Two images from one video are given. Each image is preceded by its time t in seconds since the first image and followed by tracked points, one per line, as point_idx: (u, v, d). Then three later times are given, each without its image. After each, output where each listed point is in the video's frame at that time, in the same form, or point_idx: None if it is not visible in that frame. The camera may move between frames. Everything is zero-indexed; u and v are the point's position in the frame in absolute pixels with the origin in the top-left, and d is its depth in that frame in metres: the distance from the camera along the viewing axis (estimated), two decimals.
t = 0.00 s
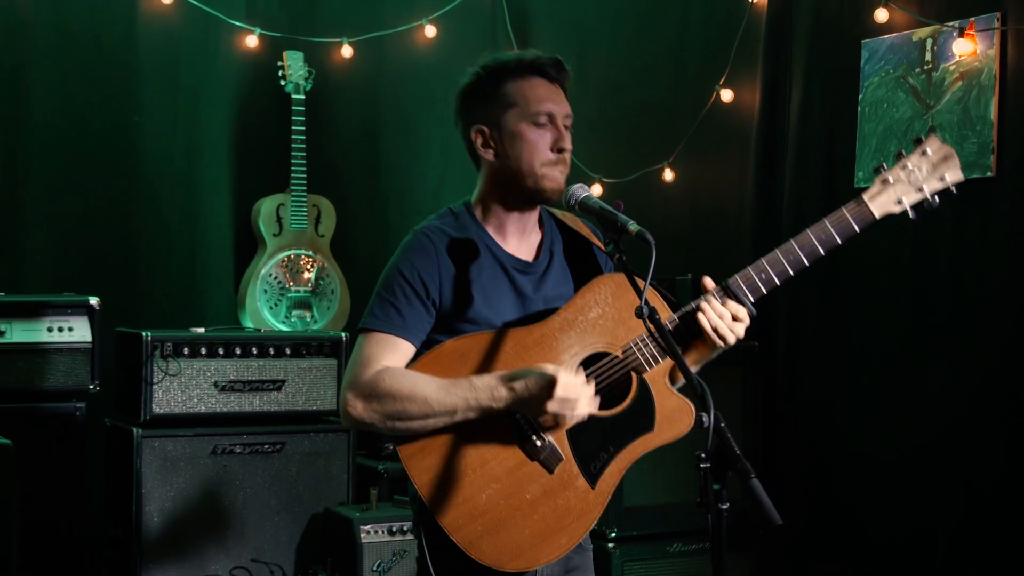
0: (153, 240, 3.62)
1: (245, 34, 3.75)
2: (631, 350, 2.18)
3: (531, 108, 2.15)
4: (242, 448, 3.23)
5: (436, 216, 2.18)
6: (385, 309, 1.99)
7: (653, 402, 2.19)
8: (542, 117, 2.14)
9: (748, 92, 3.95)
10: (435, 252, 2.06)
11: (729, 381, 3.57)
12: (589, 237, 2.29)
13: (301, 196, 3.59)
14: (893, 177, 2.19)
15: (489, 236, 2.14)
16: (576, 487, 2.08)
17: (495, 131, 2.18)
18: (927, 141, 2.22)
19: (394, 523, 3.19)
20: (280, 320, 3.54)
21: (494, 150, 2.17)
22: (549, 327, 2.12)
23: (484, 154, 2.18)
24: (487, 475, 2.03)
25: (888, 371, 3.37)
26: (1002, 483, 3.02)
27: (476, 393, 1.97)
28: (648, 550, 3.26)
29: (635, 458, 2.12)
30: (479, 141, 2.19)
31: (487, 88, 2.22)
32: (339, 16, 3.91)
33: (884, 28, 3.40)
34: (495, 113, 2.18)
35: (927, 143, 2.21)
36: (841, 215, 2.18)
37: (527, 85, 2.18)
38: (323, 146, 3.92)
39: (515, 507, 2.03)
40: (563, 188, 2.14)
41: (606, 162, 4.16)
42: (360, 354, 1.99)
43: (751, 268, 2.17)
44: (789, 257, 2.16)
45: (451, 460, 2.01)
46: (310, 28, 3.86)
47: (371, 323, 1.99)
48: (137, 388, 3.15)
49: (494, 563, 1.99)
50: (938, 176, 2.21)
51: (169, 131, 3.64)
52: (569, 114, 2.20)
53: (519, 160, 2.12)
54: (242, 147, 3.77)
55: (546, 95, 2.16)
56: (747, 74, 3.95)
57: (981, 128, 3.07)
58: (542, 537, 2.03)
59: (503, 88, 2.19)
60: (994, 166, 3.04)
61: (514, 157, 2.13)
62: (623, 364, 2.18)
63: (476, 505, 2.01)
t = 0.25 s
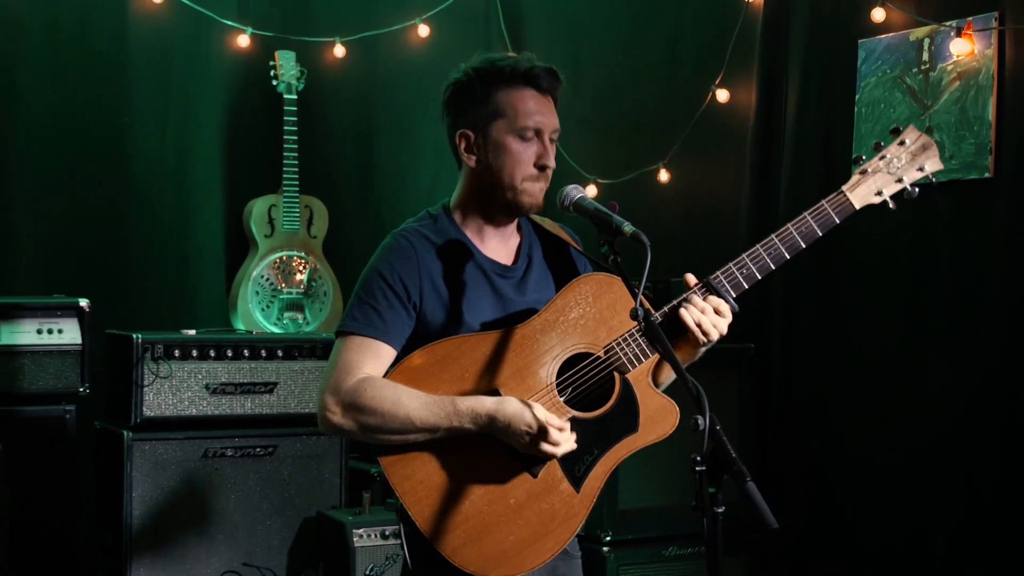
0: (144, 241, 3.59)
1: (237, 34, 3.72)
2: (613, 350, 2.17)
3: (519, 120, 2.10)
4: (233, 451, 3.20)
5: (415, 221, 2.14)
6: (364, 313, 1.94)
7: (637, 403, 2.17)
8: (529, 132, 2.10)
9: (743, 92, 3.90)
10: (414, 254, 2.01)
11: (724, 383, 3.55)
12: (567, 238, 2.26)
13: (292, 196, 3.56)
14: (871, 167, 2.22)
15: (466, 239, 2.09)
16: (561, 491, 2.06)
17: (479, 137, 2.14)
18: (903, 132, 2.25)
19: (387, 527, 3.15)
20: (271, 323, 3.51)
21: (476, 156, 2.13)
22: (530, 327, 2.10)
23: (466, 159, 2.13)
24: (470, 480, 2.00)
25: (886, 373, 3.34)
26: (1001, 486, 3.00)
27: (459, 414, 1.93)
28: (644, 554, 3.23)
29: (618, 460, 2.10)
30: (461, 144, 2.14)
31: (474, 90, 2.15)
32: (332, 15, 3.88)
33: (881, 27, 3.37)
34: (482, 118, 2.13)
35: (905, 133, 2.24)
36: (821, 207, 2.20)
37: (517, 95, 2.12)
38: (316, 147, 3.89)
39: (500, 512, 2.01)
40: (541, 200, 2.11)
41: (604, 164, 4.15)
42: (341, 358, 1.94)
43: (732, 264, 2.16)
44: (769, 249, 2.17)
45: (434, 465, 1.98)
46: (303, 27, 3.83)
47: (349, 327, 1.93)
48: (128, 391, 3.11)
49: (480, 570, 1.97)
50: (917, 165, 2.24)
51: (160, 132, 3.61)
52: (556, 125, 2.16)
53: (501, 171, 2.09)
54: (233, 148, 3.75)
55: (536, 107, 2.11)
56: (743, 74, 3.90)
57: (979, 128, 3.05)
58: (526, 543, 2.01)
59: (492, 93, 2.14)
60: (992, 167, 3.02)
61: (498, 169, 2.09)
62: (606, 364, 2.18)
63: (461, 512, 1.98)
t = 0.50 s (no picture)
0: (135, 242, 3.56)
1: (229, 33, 3.70)
2: (619, 377, 2.18)
3: (517, 143, 2.11)
4: (225, 454, 3.17)
5: (411, 231, 2.17)
6: (361, 329, 1.95)
7: (638, 431, 2.19)
8: (529, 152, 2.11)
9: (739, 92, 3.88)
10: (413, 270, 2.04)
11: (720, 383, 3.52)
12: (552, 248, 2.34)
13: (285, 196, 3.54)
14: (885, 214, 2.24)
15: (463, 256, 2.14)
16: (558, 515, 2.07)
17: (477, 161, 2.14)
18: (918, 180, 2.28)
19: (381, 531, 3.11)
20: (264, 324, 3.49)
21: (475, 181, 2.14)
22: (534, 351, 2.13)
23: (465, 183, 2.14)
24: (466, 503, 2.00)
25: (882, 375, 3.32)
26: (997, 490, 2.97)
27: (458, 439, 1.93)
28: (639, 557, 3.21)
29: (617, 487, 2.12)
30: (459, 169, 2.15)
31: (466, 114, 2.16)
32: (325, 15, 3.86)
33: (878, 27, 3.35)
34: (478, 142, 2.14)
35: (919, 183, 2.26)
36: (832, 250, 2.23)
37: (512, 117, 2.12)
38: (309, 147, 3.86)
39: (494, 534, 2.01)
40: (547, 220, 2.14)
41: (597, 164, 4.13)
42: (335, 377, 1.94)
43: (743, 299, 2.23)
44: (780, 290, 2.21)
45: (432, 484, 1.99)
46: (295, 26, 3.81)
47: (346, 346, 1.94)
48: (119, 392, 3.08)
49: None
50: (928, 216, 2.26)
51: (151, 132, 3.59)
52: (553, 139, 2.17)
53: (509, 199, 2.11)
54: (225, 149, 3.72)
55: (534, 128, 2.12)
56: (739, 74, 3.87)
57: (976, 128, 3.03)
58: (519, 565, 2.02)
59: (485, 116, 2.14)
60: (990, 167, 2.99)
61: (501, 193, 2.11)
62: (612, 392, 2.18)
63: (455, 533, 1.99)
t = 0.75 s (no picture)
0: (126, 242, 3.54)
1: (222, 32, 3.69)
2: (630, 367, 2.19)
3: (485, 117, 2.06)
4: (218, 455, 3.14)
5: (408, 218, 2.12)
6: (365, 314, 1.90)
7: (648, 420, 2.19)
8: (498, 125, 2.05)
9: (735, 92, 3.89)
10: (414, 256, 1.99)
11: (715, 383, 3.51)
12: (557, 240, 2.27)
13: (278, 196, 3.53)
14: (889, 206, 2.31)
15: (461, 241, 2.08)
16: (569, 505, 2.05)
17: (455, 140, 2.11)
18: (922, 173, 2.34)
19: (373, 532, 3.10)
20: (257, 325, 3.46)
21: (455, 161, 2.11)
22: (546, 340, 2.10)
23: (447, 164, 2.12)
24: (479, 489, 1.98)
25: (880, 375, 3.30)
26: (997, 491, 2.95)
27: (474, 417, 1.91)
28: (634, 559, 3.19)
29: (627, 478, 2.11)
30: (443, 151, 2.13)
31: (444, 93, 2.13)
32: (318, 13, 3.84)
33: (874, 26, 3.33)
34: (454, 120, 2.10)
35: (921, 175, 2.33)
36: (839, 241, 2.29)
37: (481, 90, 2.08)
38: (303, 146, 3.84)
39: (506, 524, 1.99)
40: (524, 193, 2.06)
41: (592, 164, 4.11)
42: (342, 364, 1.88)
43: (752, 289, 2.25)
44: (789, 279, 2.25)
45: (441, 477, 1.94)
46: (288, 25, 3.79)
47: (350, 330, 1.89)
48: (110, 394, 3.06)
49: None
50: (931, 208, 2.33)
51: (142, 130, 3.56)
52: (533, 111, 2.10)
53: (480, 170, 2.05)
54: (218, 148, 3.70)
55: (502, 101, 2.06)
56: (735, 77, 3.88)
57: (972, 128, 3.01)
58: (531, 555, 1.99)
59: (459, 93, 2.11)
60: (986, 167, 2.97)
61: (473, 168, 2.06)
62: (621, 382, 2.19)
63: (469, 522, 1.95)
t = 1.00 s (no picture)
0: (119, 242, 3.53)
1: (215, 32, 3.67)
2: (637, 380, 2.13)
3: (497, 127, 2.05)
4: (211, 457, 3.12)
5: (416, 229, 2.12)
6: (371, 327, 1.90)
7: (655, 432, 2.14)
8: (510, 135, 2.04)
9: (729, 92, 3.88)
10: (420, 267, 1.99)
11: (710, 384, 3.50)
12: (572, 253, 2.25)
13: (271, 197, 3.51)
14: (904, 220, 2.17)
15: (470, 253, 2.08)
16: (574, 516, 2.02)
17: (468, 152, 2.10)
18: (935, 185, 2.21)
19: (369, 534, 3.04)
20: (250, 325, 3.45)
21: (466, 173, 2.10)
22: (552, 351, 2.08)
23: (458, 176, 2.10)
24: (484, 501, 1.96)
25: (876, 376, 3.29)
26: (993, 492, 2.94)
27: (478, 432, 1.89)
28: (629, 561, 3.17)
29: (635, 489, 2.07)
30: (454, 164, 2.12)
31: (456, 107, 2.13)
32: (312, 13, 3.82)
33: (869, 26, 3.33)
34: (466, 132, 2.10)
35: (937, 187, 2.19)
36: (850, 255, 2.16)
37: (493, 101, 2.08)
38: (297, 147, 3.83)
39: (510, 535, 1.96)
40: (537, 205, 2.04)
41: (588, 163, 4.11)
42: (348, 375, 1.88)
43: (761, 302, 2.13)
44: (797, 294, 2.13)
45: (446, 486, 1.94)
46: (281, 24, 3.78)
47: (356, 343, 1.88)
48: (103, 395, 3.05)
49: None
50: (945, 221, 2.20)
51: (135, 130, 3.55)
52: (546, 124, 2.09)
53: (490, 180, 2.03)
54: (211, 148, 3.69)
55: (515, 112, 2.06)
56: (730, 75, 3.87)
57: (968, 128, 3.01)
58: (535, 567, 1.97)
59: (471, 106, 2.10)
60: (982, 168, 2.97)
61: (485, 178, 2.04)
62: (628, 395, 2.14)
63: (472, 533, 1.94)
